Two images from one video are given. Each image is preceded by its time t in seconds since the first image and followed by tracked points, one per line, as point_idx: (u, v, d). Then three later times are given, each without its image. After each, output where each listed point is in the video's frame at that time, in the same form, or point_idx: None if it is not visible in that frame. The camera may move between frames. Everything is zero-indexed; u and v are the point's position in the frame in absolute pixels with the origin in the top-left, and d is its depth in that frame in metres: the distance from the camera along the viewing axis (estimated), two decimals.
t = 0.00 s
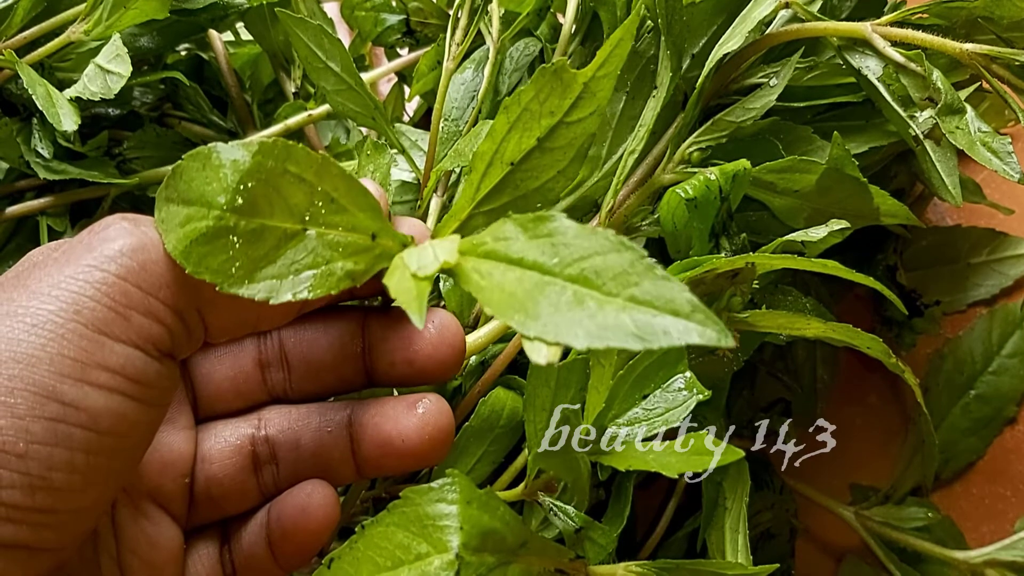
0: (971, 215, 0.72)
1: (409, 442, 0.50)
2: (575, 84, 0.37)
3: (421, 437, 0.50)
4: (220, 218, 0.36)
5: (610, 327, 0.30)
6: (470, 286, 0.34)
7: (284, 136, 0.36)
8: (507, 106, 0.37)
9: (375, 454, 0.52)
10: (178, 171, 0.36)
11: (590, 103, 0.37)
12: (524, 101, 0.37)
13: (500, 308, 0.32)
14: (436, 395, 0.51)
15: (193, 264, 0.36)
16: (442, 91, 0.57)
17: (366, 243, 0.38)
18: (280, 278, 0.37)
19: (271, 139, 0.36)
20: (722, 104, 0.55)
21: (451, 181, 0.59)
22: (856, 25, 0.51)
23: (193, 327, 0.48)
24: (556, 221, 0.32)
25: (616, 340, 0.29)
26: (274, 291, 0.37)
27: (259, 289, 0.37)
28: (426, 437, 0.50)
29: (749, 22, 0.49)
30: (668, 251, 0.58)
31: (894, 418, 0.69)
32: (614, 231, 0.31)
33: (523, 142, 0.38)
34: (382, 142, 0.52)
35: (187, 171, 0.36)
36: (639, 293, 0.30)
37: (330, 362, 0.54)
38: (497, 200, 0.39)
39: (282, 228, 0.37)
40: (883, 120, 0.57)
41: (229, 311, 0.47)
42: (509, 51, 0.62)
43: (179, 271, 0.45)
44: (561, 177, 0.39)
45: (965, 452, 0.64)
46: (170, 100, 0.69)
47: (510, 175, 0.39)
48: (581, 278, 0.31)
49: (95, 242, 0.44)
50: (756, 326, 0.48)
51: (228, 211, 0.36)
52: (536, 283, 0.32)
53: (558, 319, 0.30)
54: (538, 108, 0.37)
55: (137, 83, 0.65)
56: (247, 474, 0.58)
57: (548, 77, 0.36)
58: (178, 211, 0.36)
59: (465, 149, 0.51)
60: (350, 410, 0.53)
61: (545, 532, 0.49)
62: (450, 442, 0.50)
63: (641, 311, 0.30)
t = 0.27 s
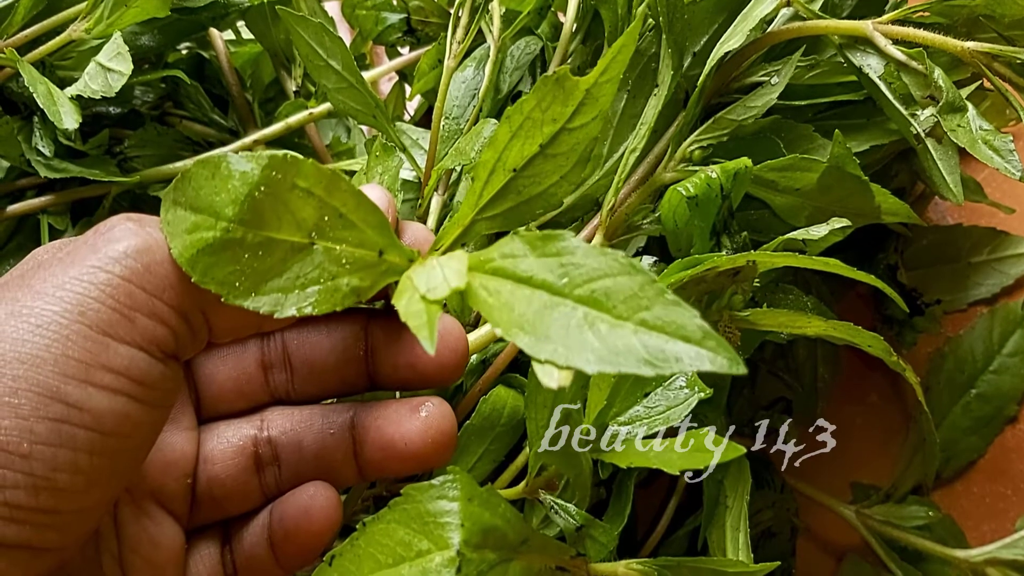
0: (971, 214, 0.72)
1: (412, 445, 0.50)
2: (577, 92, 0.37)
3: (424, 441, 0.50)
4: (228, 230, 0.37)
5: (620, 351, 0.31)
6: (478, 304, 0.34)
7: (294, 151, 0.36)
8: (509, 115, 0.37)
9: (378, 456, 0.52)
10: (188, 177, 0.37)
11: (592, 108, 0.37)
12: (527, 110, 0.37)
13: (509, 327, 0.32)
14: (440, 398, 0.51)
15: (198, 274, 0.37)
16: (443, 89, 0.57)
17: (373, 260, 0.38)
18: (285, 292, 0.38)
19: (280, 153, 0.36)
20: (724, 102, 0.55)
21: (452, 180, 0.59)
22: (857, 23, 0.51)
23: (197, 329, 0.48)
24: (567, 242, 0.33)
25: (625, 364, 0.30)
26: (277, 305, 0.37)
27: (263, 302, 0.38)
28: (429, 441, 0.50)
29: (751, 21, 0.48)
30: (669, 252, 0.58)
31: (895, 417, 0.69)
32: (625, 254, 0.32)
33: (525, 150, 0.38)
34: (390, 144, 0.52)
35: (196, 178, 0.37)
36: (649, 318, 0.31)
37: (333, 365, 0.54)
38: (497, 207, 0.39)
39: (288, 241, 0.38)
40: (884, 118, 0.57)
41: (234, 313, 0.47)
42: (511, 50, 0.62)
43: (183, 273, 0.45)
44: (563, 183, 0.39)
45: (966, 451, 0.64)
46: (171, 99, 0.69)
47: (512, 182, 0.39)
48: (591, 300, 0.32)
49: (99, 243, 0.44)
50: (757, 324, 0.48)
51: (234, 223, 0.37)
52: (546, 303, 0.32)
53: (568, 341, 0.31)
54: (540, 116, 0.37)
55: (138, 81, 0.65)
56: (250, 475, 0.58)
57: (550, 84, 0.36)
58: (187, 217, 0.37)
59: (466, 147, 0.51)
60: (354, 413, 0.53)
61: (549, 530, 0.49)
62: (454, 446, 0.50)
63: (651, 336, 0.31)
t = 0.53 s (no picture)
0: (972, 213, 0.73)
1: (414, 443, 0.50)
2: (578, 91, 0.37)
3: (427, 439, 0.50)
4: (234, 230, 0.38)
5: (625, 352, 0.31)
6: (482, 307, 0.35)
7: (301, 154, 0.37)
8: (511, 115, 0.37)
9: (381, 453, 0.52)
10: (192, 174, 0.37)
11: (594, 105, 0.37)
12: (529, 110, 0.37)
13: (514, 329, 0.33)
14: (442, 396, 0.51)
15: (203, 273, 0.38)
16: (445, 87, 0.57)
17: (378, 262, 0.38)
18: (289, 293, 0.38)
19: (286, 155, 0.37)
20: (724, 100, 0.55)
21: (453, 178, 0.59)
22: (858, 22, 0.51)
23: (200, 324, 0.48)
24: (571, 244, 0.34)
25: (630, 365, 0.30)
26: (282, 306, 0.38)
27: (268, 303, 0.38)
28: (431, 438, 0.50)
29: (753, 19, 0.48)
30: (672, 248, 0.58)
31: (895, 415, 0.69)
32: (629, 254, 0.33)
33: (527, 149, 0.38)
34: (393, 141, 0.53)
35: (201, 176, 0.37)
36: (655, 319, 0.31)
37: (335, 362, 0.54)
38: (501, 205, 0.39)
39: (293, 243, 0.38)
40: (885, 116, 0.57)
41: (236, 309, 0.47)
42: (512, 48, 0.62)
43: (186, 269, 0.45)
44: (565, 180, 0.39)
45: (966, 450, 0.64)
46: (172, 97, 0.69)
47: (514, 180, 0.39)
48: (595, 302, 0.32)
49: (102, 238, 0.44)
50: (758, 321, 0.48)
51: (239, 224, 0.37)
52: (550, 305, 0.33)
53: (573, 342, 0.31)
54: (542, 116, 0.37)
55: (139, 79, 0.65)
56: (252, 472, 0.58)
57: (552, 83, 0.36)
58: (191, 214, 0.38)
59: (468, 145, 0.51)
60: (357, 411, 0.53)
61: (552, 524, 0.49)
62: (456, 444, 0.50)
63: (656, 337, 0.31)
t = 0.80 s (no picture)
0: (972, 213, 0.72)
1: (414, 441, 0.50)
2: (577, 88, 0.36)
3: (427, 437, 0.50)
4: (234, 229, 0.38)
5: (626, 352, 0.31)
6: (484, 307, 0.35)
7: (301, 153, 0.37)
8: (511, 113, 0.37)
9: (381, 452, 0.52)
10: (192, 172, 0.37)
11: (594, 103, 0.37)
12: (529, 107, 0.37)
13: (515, 329, 0.33)
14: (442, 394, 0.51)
15: (203, 272, 0.38)
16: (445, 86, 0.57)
17: (379, 262, 0.38)
18: (289, 293, 0.38)
19: (286, 154, 0.37)
20: (725, 99, 0.55)
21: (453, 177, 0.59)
22: (859, 21, 0.51)
23: (199, 322, 0.48)
24: (572, 244, 0.34)
25: (632, 365, 0.30)
26: (282, 305, 0.38)
27: (269, 302, 0.38)
28: (431, 437, 0.50)
29: (753, 17, 0.48)
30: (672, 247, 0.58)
31: (896, 415, 0.69)
32: (631, 254, 0.33)
33: (527, 146, 0.38)
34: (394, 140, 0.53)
35: (201, 174, 0.37)
36: (656, 319, 0.31)
37: (334, 360, 0.54)
38: (501, 202, 0.39)
39: (293, 242, 0.38)
40: (886, 115, 0.57)
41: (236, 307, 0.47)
42: (512, 47, 0.62)
43: (185, 266, 0.45)
44: (565, 177, 0.39)
45: (966, 449, 0.64)
46: (172, 96, 0.69)
47: (514, 178, 0.39)
48: (596, 302, 0.32)
49: (102, 236, 0.44)
50: (759, 320, 0.48)
51: (240, 223, 0.37)
52: (552, 305, 0.33)
53: (574, 342, 0.31)
54: (542, 113, 0.37)
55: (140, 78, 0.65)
56: (252, 471, 0.57)
57: (551, 80, 0.36)
58: (192, 213, 0.38)
59: (468, 144, 0.51)
60: (357, 409, 0.53)
61: (552, 523, 0.49)
62: (457, 442, 0.50)
63: (658, 337, 0.31)
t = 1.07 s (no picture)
0: (971, 215, 0.73)
1: (414, 443, 0.50)
2: (576, 90, 0.37)
3: (427, 438, 0.50)
4: (235, 231, 0.38)
5: (628, 354, 0.31)
6: (484, 309, 0.35)
7: (302, 156, 0.37)
8: (511, 115, 0.37)
9: (381, 453, 0.52)
10: (194, 174, 0.38)
11: (593, 105, 0.37)
12: (529, 109, 0.37)
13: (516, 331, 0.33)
14: (441, 396, 0.51)
15: (205, 274, 0.38)
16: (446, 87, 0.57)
17: (379, 265, 0.39)
18: (290, 295, 0.38)
19: (287, 158, 0.37)
20: (724, 101, 0.55)
21: (453, 179, 0.59)
22: (858, 23, 0.51)
23: (200, 324, 0.48)
24: (573, 247, 0.34)
25: (633, 367, 0.31)
26: (283, 308, 0.38)
27: (269, 304, 0.38)
28: (431, 438, 0.50)
29: (753, 19, 0.49)
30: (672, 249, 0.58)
31: (895, 416, 0.69)
32: (631, 256, 0.33)
33: (527, 148, 0.38)
34: (394, 142, 0.53)
35: (202, 177, 0.38)
36: (657, 320, 0.31)
37: (335, 362, 0.54)
38: (501, 204, 0.39)
39: (293, 245, 0.38)
40: (885, 118, 0.58)
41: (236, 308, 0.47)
42: (512, 49, 0.62)
43: (186, 268, 0.45)
44: (565, 179, 0.39)
45: (965, 451, 0.64)
46: (173, 98, 0.70)
47: (514, 180, 0.39)
48: (597, 304, 0.32)
49: (103, 237, 0.45)
50: (758, 322, 0.48)
51: (241, 225, 0.38)
52: (552, 307, 0.33)
53: (575, 344, 0.32)
54: (542, 114, 0.37)
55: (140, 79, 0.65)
56: (252, 472, 0.58)
57: (551, 82, 0.36)
58: (193, 215, 0.38)
59: (468, 146, 0.52)
60: (357, 411, 0.53)
61: (552, 525, 0.49)
62: (457, 444, 0.50)
63: (659, 339, 0.31)
